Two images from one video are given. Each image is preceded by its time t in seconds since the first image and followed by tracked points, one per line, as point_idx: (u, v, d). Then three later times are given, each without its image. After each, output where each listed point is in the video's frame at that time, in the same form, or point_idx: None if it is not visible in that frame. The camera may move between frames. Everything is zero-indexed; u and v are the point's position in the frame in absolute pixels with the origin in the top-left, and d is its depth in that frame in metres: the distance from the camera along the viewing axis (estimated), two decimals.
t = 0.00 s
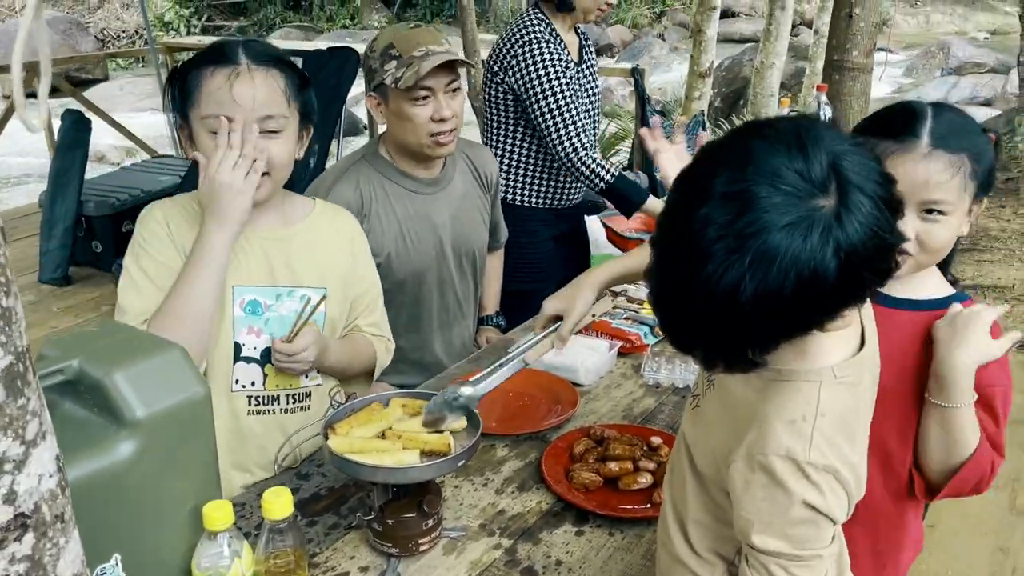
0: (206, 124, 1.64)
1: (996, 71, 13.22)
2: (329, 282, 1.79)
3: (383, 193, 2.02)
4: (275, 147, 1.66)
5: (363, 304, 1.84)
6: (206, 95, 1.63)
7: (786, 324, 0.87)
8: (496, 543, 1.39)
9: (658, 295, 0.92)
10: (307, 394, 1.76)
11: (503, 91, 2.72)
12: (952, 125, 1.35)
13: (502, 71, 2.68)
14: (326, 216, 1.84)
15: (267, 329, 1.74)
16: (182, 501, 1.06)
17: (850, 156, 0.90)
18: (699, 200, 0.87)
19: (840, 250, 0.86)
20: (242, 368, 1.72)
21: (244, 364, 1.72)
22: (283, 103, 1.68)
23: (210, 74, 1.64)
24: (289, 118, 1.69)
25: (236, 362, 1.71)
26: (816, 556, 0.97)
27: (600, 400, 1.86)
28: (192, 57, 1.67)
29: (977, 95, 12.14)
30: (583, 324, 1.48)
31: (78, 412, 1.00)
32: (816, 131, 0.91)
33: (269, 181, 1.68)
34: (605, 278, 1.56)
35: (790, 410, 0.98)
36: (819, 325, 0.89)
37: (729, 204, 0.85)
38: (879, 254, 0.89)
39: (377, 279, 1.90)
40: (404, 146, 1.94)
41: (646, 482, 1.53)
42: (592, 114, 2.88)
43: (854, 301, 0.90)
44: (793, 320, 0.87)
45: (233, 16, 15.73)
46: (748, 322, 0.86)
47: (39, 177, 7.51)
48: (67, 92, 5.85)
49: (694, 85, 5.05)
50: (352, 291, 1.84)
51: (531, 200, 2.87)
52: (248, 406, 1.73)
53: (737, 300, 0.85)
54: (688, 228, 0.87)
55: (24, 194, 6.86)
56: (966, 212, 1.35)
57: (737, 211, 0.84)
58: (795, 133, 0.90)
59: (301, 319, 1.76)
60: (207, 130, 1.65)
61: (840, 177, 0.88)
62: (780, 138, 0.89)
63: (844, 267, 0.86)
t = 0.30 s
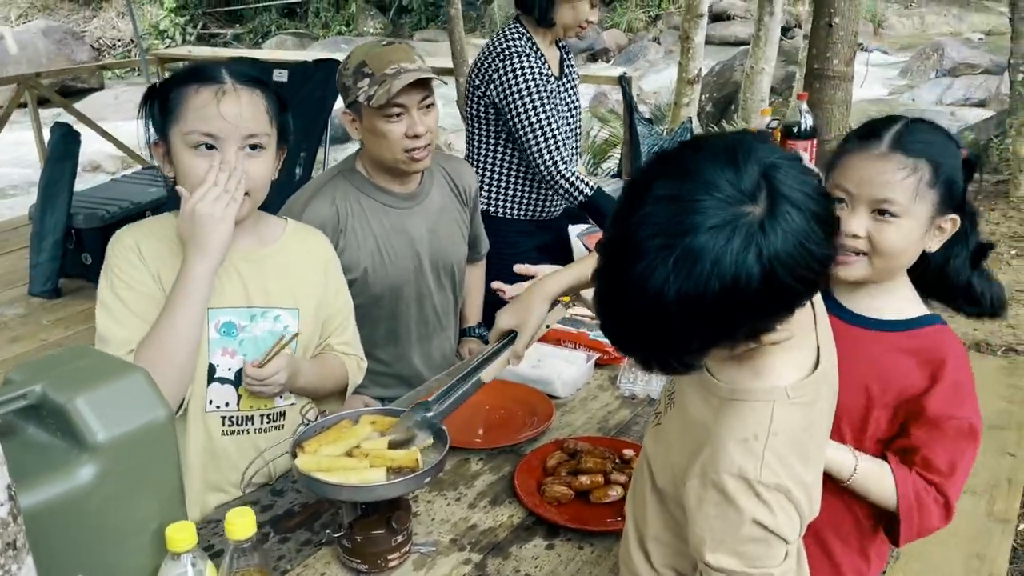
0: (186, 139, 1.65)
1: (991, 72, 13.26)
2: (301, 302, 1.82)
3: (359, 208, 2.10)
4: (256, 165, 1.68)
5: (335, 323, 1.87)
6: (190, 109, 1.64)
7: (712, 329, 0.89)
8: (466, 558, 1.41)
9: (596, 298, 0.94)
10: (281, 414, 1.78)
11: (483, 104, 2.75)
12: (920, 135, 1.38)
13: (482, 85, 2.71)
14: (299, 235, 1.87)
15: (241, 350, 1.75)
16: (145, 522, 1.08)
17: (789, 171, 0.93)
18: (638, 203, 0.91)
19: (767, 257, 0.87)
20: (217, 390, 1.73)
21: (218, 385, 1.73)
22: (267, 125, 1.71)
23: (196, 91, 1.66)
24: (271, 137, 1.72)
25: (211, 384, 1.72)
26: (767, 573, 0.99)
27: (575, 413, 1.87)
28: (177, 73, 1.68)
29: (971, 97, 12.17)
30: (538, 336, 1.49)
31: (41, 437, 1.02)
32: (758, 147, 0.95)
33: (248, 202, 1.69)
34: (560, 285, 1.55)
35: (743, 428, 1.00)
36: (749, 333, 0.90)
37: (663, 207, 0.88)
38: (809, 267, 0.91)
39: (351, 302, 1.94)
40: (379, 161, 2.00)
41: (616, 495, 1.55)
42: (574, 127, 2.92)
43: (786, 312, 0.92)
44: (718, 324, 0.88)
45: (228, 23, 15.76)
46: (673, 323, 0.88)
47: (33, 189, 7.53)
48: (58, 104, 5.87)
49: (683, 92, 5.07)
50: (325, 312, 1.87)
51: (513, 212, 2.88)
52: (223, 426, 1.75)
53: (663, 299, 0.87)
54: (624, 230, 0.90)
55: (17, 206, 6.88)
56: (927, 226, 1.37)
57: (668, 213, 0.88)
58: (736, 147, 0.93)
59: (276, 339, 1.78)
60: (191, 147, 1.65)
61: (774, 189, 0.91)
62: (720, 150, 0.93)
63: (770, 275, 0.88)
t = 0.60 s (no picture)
0: (166, 162, 1.68)
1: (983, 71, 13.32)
2: (259, 314, 1.87)
3: (335, 221, 2.16)
4: (230, 181, 1.76)
5: (296, 331, 1.93)
6: (169, 133, 1.69)
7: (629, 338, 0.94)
8: (431, 564, 1.45)
9: (530, 302, 1.00)
10: (250, 424, 1.85)
11: (451, 115, 2.85)
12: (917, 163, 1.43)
13: (456, 97, 2.80)
14: (255, 248, 1.91)
15: (206, 366, 1.81)
16: (110, 533, 1.12)
17: (723, 198, 0.98)
18: (574, 215, 0.96)
19: (689, 274, 0.92)
20: (185, 407, 1.79)
21: (186, 402, 1.80)
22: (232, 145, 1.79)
23: (173, 113, 1.70)
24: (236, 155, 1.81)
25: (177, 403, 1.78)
26: None
27: (546, 420, 1.92)
28: (144, 97, 1.71)
29: (964, 96, 12.18)
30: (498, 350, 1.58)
31: (10, 452, 1.05)
32: (694, 171, 0.99)
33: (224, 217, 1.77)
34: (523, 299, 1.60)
35: (678, 439, 1.03)
36: (666, 346, 0.96)
37: (597, 221, 0.93)
38: (727, 290, 0.96)
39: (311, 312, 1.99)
40: (353, 174, 2.11)
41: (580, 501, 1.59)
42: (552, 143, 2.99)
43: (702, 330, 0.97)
44: (637, 335, 0.94)
45: (224, 29, 15.80)
46: (596, 329, 0.93)
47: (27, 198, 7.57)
48: (51, 114, 5.90)
49: (669, 98, 5.12)
50: (284, 322, 1.92)
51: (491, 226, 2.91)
52: (194, 443, 1.81)
53: (586, 307, 0.92)
54: (560, 239, 0.95)
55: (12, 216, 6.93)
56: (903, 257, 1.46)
57: (599, 227, 0.93)
58: (673, 169, 0.98)
59: (238, 353, 1.84)
60: (171, 168, 1.68)
61: (705, 212, 0.95)
62: (658, 171, 0.98)
63: (690, 292, 0.93)
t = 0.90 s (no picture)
0: (115, 187, 1.70)
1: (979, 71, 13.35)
2: (223, 319, 1.92)
3: (321, 230, 2.20)
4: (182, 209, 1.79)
5: (260, 334, 1.98)
6: (122, 159, 1.71)
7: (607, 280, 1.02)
8: (408, 565, 1.49)
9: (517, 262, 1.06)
10: (218, 428, 1.91)
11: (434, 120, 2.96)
12: (822, 161, 1.49)
13: (438, 104, 2.91)
14: (214, 256, 1.97)
15: (172, 371, 1.84)
16: (91, 539, 1.17)
17: (678, 159, 1.11)
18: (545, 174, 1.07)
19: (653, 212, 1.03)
20: (155, 413, 1.83)
21: (157, 408, 1.83)
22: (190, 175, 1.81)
23: (129, 139, 1.72)
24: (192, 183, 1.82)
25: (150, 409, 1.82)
26: None
27: (526, 423, 1.96)
28: (104, 120, 1.74)
29: (960, 95, 12.21)
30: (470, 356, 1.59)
31: None
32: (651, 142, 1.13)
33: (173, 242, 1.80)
34: (494, 307, 1.65)
35: (626, 442, 1.07)
36: (642, 292, 1.03)
37: (565, 173, 1.05)
38: (690, 237, 1.06)
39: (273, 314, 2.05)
40: (338, 183, 2.16)
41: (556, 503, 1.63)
42: (533, 155, 3.07)
43: (672, 279, 1.06)
44: (614, 275, 1.02)
45: (223, 35, 15.85)
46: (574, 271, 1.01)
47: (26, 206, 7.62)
48: (48, 123, 5.96)
49: (659, 102, 5.16)
50: (247, 326, 1.97)
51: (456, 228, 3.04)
52: (166, 447, 1.85)
53: (563, 248, 1.01)
54: (534, 195, 1.06)
55: (10, 225, 6.98)
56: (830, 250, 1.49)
57: (569, 176, 1.04)
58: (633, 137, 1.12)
59: (203, 357, 1.88)
60: (120, 193, 1.71)
61: (665, 165, 1.08)
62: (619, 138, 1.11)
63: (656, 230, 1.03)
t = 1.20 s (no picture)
0: (87, 184, 1.71)
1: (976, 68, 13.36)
2: (203, 317, 1.94)
3: (314, 230, 2.21)
4: (154, 206, 1.79)
5: (240, 330, 2.01)
6: (93, 157, 1.72)
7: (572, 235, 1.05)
8: (398, 560, 1.51)
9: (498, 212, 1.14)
10: (203, 425, 1.93)
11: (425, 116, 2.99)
12: (733, 169, 1.60)
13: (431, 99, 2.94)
14: (188, 253, 1.98)
15: (156, 372, 1.87)
16: (83, 535, 1.18)
17: (680, 143, 1.14)
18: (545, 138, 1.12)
19: (629, 176, 1.05)
20: (140, 413, 1.85)
21: (141, 407, 1.85)
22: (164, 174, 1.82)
23: (100, 137, 1.73)
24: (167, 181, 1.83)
25: (133, 409, 1.83)
26: (651, 568, 1.08)
27: (517, 420, 1.98)
28: (78, 118, 1.75)
29: (957, 93, 12.21)
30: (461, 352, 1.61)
31: None
32: (660, 127, 1.17)
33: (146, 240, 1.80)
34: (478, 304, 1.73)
35: (627, 434, 1.09)
36: (606, 255, 1.06)
37: (557, 134, 1.10)
38: (669, 214, 1.07)
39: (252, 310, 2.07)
40: (330, 182, 2.18)
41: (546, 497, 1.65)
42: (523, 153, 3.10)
43: (643, 251, 1.07)
44: (561, 228, 1.05)
45: (221, 36, 15.86)
46: (543, 223, 1.06)
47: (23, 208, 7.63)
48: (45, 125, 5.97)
49: (653, 100, 5.17)
50: (228, 322, 1.99)
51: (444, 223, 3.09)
52: (151, 446, 1.86)
53: (534, 195, 1.06)
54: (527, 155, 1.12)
55: (7, 227, 7.00)
56: (747, 251, 1.58)
57: (559, 137, 1.09)
58: (639, 118, 1.16)
59: (187, 356, 1.90)
60: (90, 190, 1.72)
61: (662, 141, 1.11)
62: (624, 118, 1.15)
63: (629, 191, 1.05)
